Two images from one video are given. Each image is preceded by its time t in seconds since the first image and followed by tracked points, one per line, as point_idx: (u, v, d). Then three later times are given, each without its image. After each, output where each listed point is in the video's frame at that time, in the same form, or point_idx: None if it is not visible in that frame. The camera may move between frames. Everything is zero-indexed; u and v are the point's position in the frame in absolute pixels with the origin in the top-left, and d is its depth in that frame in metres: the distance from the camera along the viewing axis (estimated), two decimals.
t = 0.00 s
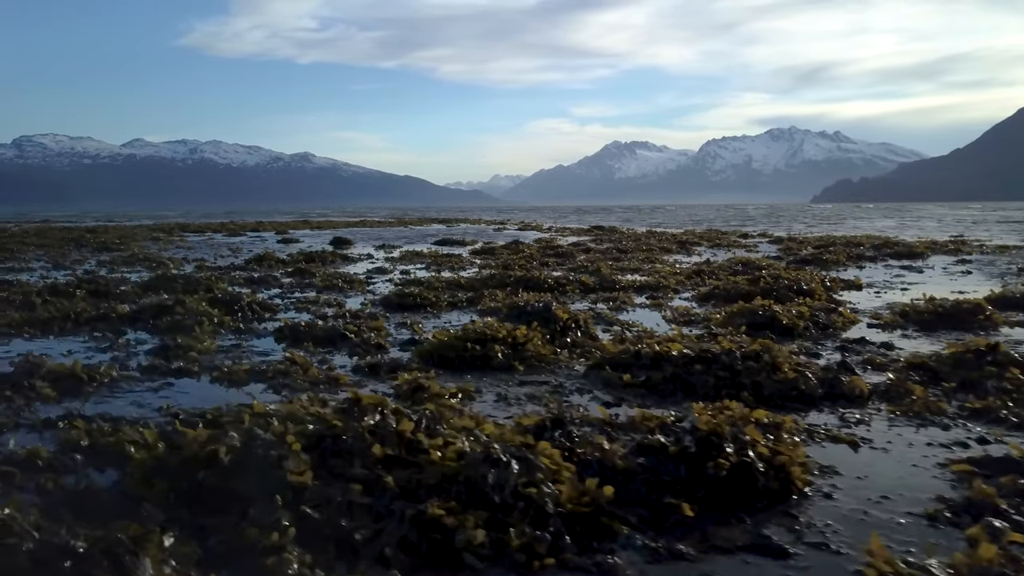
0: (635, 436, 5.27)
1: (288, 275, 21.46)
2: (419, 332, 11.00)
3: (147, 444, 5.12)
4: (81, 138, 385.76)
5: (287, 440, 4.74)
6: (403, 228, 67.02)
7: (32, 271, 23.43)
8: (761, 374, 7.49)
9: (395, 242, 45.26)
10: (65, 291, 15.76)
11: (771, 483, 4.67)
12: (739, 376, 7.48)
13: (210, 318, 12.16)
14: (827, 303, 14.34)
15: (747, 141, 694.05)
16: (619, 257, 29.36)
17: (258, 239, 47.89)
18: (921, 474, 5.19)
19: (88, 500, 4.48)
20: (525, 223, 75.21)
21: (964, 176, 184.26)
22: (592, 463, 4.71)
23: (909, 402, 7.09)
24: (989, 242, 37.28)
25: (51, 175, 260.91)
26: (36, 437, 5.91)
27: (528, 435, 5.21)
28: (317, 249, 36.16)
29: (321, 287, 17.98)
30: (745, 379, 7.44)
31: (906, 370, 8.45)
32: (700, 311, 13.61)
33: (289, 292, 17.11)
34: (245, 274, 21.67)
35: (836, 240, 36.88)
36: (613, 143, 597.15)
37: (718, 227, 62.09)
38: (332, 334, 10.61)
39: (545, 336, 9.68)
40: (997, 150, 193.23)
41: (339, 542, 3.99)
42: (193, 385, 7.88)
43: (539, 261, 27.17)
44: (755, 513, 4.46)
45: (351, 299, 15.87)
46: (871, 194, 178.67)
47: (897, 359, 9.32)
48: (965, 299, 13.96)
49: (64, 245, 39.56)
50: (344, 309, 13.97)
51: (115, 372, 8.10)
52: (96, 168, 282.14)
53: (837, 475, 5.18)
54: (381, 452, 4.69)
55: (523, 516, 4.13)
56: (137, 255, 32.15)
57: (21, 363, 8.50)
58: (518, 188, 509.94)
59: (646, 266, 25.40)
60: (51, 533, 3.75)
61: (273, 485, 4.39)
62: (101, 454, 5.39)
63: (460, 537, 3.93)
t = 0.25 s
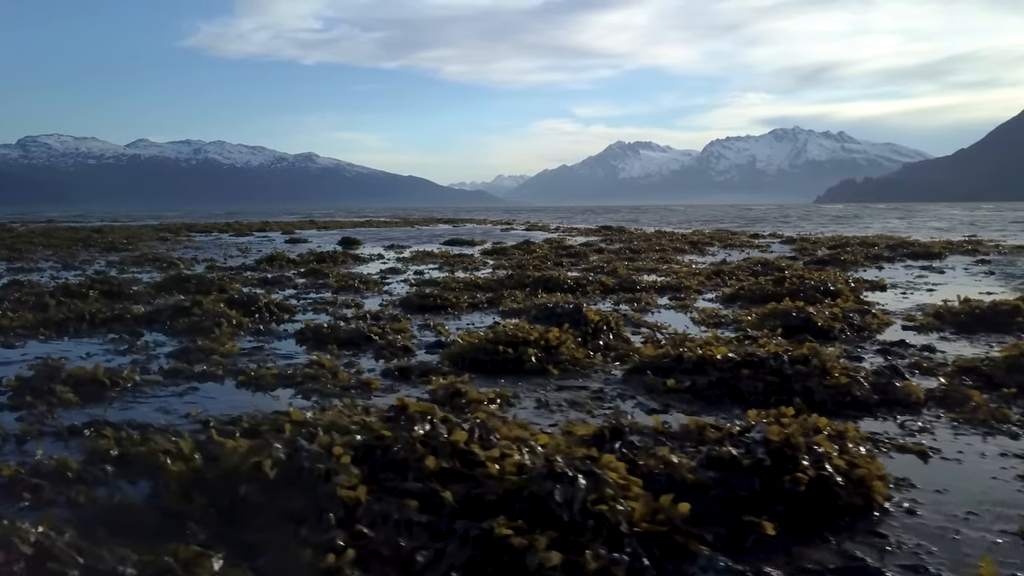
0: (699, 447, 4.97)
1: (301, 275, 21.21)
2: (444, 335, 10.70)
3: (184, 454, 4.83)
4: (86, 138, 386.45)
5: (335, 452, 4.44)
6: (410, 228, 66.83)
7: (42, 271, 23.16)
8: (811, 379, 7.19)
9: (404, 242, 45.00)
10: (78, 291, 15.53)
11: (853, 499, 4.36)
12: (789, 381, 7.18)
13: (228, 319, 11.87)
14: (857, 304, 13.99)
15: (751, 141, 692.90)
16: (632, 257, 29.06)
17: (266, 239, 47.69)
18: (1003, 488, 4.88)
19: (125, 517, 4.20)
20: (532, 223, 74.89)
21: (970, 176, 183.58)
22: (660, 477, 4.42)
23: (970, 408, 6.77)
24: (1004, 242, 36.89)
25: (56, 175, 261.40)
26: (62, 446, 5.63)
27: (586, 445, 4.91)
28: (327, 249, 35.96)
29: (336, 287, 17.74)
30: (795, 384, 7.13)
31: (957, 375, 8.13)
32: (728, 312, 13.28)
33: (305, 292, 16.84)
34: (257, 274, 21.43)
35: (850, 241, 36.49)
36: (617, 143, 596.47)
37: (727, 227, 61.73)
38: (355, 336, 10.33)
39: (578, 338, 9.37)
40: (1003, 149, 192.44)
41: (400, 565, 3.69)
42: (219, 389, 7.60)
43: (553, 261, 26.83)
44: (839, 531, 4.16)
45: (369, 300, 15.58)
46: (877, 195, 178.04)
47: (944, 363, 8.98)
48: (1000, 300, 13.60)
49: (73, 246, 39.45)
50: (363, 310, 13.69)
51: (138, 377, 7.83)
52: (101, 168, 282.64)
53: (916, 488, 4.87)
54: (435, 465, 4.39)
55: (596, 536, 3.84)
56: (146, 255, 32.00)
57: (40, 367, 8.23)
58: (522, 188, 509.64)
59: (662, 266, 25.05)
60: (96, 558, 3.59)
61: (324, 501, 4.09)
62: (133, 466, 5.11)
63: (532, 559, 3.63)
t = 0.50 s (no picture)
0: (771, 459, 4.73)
1: (313, 275, 20.96)
2: (471, 337, 10.44)
3: (229, 467, 4.58)
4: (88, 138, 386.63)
5: (394, 464, 4.19)
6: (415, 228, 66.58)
7: (51, 271, 22.93)
8: (864, 385, 6.93)
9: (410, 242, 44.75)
10: (91, 292, 15.29)
11: (944, 515, 4.11)
12: (841, 387, 6.92)
13: (247, 321, 11.63)
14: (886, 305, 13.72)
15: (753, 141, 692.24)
16: (645, 257, 28.76)
17: (271, 239, 47.49)
18: None
19: (175, 536, 3.96)
20: (537, 223, 74.65)
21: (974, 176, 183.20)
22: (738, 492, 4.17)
23: None
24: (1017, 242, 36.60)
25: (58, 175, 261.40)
26: (95, 456, 5.38)
27: (652, 457, 4.66)
28: (334, 249, 35.72)
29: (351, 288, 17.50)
30: (848, 390, 6.88)
31: (1009, 379, 7.86)
32: (755, 314, 13.02)
33: (320, 293, 16.60)
34: (268, 274, 21.18)
35: (861, 241, 36.21)
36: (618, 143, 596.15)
37: (733, 227, 61.47)
38: (380, 338, 10.08)
39: (613, 341, 9.12)
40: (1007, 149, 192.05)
41: None
42: (248, 395, 7.35)
43: (565, 261, 26.56)
44: (933, 550, 3.91)
45: (386, 301, 15.32)
46: (880, 195, 177.72)
47: (990, 366, 8.72)
48: None
49: (79, 246, 39.23)
50: (383, 311, 13.44)
51: (164, 381, 7.59)
52: (103, 168, 282.62)
53: (999, 501, 4.63)
54: (500, 478, 4.15)
55: (682, 557, 3.59)
56: (154, 255, 31.79)
57: (62, 372, 7.98)
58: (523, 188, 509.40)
59: (676, 266, 24.79)
60: None
61: (387, 519, 3.85)
62: (174, 477, 4.86)
63: None
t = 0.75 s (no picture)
0: (845, 473, 4.49)
1: (325, 275, 20.73)
2: (496, 340, 10.18)
3: (275, 482, 4.34)
4: (89, 138, 386.55)
5: (454, 480, 3.95)
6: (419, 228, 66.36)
7: (59, 272, 22.68)
8: (917, 391, 6.68)
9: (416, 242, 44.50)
10: (102, 292, 15.06)
11: None
12: (893, 394, 6.67)
13: (266, 323, 11.38)
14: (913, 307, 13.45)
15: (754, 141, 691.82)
16: (656, 258, 28.51)
17: (276, 239, 47.26)
18: None
19: (225, 560, 3.72)
20: (541, 223, 74.41)
21: (976, 176, 182.93)
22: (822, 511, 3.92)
23: None
24: None
25: (59, 175, 261.27)
26: (128, 468, 5.13)
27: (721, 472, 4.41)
28: (341, 249, 35.50)
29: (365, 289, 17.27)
30: (901, 397, 6.63)
31: None
32: (781, 316, 12.76)
33: (333, 294, 16.37)
34: (279, 275, 20.96)
35: (871, 241, 35.97)
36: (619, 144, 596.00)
37: (739, 227, 61.22)
38: (405, 341, 9.83)
39: (646, 344, 8.86)
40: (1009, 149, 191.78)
41: None
42: (277, 401, 7.11)
43: (576, 261, 26.31)
44: None
45: (403, 302, 15.06)
46: (882, 195, 177.46)
47: None
48: None
49: (84, 246, 39.03)
50: (402, 313, 13.19)
51: (190, 387, 7.35)
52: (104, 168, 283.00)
53: None
54: (568, 495, 3.91)
55: None
56: (160, 255, 31.60)
57: (83, 377, 7.75)
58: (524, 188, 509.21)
59: (689, 267, 24.55)
60: None
61: (454, 540, 3.61)
62: (214, 491, 4.61)
63: None
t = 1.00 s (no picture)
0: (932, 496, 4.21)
1: (334, 277, 20.42)
2: (522, 344, 9.87)
3: (323, 504, 4.03)
4: (88, 138, 386.30)
5: (523, 504, 3.64)
6: (421, 228, 66.08)
7: (63, 273, 22.32)
8: (977, 400, 6.38)
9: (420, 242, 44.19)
10: (110, 294, 14.74)
11: None
12: (952, 403, 6.37)
13: (283, 326, 11.07)
14: (942, 309, 13.15)
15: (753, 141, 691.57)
16: (665, 258, 28.22)
17: (278, 239, 46.91)
18: None
19: None
20: (544, 223, 74.06)
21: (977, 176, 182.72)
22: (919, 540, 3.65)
23: None
24: None
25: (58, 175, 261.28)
26: (158, 485, 4.82)
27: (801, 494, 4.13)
28: (346, 250, 35.18)
29: (377, 290, 16.96)
30: (961, 406, 6.32)
31: None
32: (808, 319, 12.45)
33: (345, 296, 16.05)
34: (287, 276, 20.66)
35: (881, 241, 35.68)
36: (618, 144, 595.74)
37: (743, 227, 60.90)
38: (429, 346, 9.52)
39: (681, 349, 8.56)
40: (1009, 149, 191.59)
41: None
42: (305, 410, 6.79)
43: (586, 262, 25.98)
44: None
45: (418, 304, 14.74)
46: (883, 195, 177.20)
47: None
48: None
49: (86, 247, 38.71)
50: (419, 316, 12.89)
51: (213, 395, 7.03)
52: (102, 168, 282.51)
53: None
54: (648, 521, 3.62)
55: None
56: (164, 256, 31.30)
57: (100, 385, 7.42)
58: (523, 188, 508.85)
59: (701, 267, 24.23)
60: None
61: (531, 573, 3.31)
62: (254, 512, 4.30)
63: None
